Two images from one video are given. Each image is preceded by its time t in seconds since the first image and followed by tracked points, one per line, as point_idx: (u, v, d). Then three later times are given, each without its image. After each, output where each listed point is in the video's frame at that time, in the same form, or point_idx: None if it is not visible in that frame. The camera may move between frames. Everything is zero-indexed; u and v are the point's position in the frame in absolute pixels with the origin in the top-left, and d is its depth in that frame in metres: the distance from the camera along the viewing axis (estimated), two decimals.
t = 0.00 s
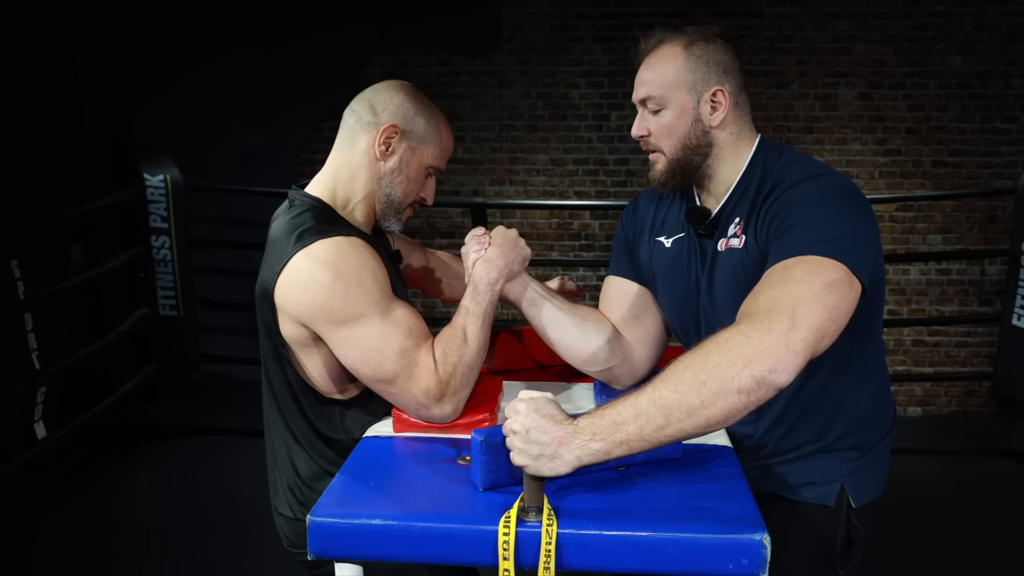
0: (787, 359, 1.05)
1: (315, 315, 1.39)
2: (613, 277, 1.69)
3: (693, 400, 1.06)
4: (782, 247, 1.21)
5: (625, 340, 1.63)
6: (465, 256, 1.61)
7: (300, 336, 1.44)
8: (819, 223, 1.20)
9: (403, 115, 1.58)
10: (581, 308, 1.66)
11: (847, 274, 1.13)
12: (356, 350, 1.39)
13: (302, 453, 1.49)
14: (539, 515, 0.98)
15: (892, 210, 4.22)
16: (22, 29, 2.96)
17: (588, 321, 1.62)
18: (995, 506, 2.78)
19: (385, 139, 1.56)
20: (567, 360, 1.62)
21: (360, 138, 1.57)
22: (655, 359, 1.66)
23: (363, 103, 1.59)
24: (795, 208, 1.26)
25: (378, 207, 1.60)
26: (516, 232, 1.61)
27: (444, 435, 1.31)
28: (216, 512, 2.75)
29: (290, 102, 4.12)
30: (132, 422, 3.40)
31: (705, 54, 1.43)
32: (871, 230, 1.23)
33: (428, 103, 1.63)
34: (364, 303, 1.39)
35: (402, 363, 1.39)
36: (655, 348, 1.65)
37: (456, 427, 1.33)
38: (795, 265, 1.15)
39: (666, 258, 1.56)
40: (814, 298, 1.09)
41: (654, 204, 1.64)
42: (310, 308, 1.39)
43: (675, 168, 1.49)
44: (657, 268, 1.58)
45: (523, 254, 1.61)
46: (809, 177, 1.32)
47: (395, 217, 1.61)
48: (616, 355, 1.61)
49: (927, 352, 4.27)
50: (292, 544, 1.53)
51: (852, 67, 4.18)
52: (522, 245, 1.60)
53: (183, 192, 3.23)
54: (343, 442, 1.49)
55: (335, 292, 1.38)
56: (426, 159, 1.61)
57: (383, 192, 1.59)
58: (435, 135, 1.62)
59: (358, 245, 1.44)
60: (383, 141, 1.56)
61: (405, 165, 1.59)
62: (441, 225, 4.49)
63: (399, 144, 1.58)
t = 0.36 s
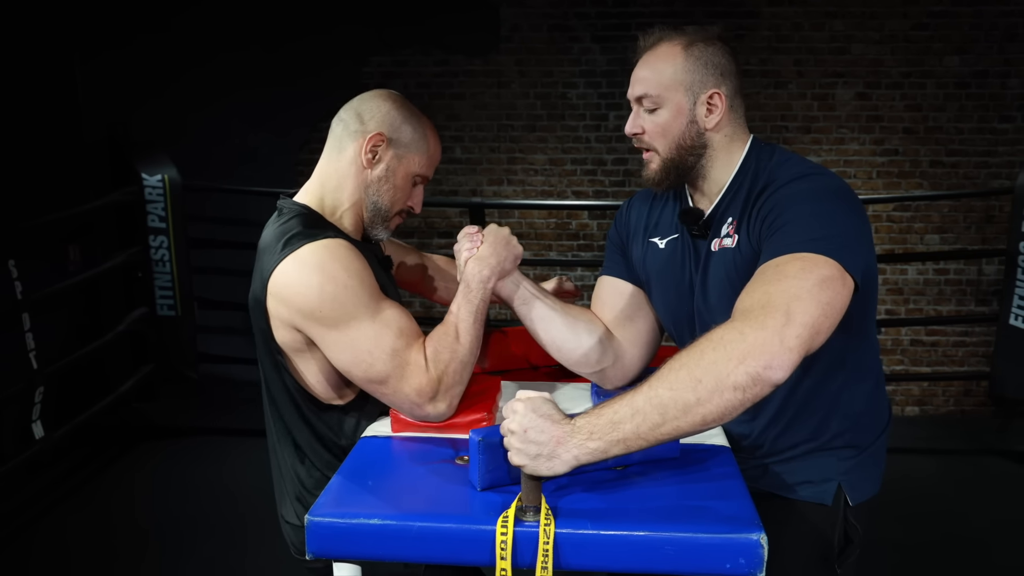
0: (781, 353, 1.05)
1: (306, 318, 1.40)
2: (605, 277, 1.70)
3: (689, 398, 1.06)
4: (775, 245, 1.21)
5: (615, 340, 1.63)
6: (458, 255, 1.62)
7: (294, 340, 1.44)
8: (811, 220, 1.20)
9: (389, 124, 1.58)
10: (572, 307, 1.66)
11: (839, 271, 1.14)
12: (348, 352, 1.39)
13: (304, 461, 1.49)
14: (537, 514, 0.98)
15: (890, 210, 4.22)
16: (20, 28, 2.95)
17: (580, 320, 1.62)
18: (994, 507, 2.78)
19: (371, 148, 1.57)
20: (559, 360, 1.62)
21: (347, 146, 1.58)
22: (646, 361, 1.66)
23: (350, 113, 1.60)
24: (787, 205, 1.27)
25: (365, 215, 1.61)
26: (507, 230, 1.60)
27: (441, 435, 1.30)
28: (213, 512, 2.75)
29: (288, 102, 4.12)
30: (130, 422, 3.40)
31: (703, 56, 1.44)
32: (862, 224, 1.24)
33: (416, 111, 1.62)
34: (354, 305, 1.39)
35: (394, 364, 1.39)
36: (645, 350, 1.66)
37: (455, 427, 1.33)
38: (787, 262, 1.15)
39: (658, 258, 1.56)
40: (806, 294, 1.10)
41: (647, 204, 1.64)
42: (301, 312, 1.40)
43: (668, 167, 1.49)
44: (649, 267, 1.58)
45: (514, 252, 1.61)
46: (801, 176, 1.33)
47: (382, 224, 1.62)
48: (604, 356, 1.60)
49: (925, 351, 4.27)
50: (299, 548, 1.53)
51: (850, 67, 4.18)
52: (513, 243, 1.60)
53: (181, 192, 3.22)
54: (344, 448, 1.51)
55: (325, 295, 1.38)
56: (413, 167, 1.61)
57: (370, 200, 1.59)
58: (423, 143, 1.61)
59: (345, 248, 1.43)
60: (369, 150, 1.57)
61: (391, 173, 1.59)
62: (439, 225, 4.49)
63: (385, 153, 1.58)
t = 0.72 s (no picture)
0: (768, 376, 1.08)
1: (294, 314, 1.40)
2: (597, 277, 1.70)
3: (678, 383, 1.10)
4: (769, 249, 1.22)
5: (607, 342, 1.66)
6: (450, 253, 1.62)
7: (285, 339, 1.44)
8: (808, 232, 1.21)
9: (371, 126, 1.59)
10: (563, 307, 1.69)
11: (834, 294, 1.17)
12: (337, 346, 1.39)
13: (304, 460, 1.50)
14: (535, 515, 0.97)
15: (888, 210, 4.22)
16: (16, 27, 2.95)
17: (572, 322, 1.66)
18: (992, 506, 2.78)
19: (355, 150, 1.57)
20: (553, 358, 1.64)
21: (332, 151, 1.59)
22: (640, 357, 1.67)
23: (334, 118, 1.61)
24: (779, 209, 1.27)
25: (353, 218, 1.61)
26: (497, 228, 1.62)
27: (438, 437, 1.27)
28: (211, 513, 2.74)
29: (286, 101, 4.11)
30: (127, 422, 3.39)
31: (688, 56, 1.43)
32: (855, 238, 1.25)
33: (398, 116, 1.64)
34: (341, 299, 1.39)
35: (384, 356, 1.38)
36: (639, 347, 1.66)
37: (453, 429, 1.29)
38: (787, 282, 1.17)
39: (648, 257, 1.56)
40: (803, 323, 1.12)
41: (638, 203, 1.65)
42: (289, 309, 1.40)
43: (653, 168, 1.49)
44: (640, 265, 1.58)
45: (504, 250, 1.62)
46: (786, 173, 1.33)
47: (371, 227, 1.62)
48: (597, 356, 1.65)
49: (923, 351, 4.27)
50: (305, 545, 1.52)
51: (848, 66, 4.18)
52: (503, 241, 1.62)
53: (179, 191, 3.21)
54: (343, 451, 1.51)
55: (311, 291, 1.39)
56: (397, 169, 1.62)
57: (356, 203, 1.60)
58: (406, 145, 1.62)
59: (331, 244, 1.44)
60: (354, 152, 1.57)
61: (376, 174, 1.60)
62: (437, 225, 4.49)
63: (368, 155, 1.59)
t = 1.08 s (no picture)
0: (710, 381, 1.13)
1: (286, 312, 1.42)
2: (592, 277, 1.69)
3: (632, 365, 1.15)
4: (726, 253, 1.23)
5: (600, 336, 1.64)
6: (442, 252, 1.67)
7: (277, 338, 1.46)
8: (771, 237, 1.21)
9: (364, 134, 1.62)
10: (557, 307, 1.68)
11: (784, 302, 1.18)
12: (327, 343, 1.41)
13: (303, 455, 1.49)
14: (533, 516, 0.97)
15: (887, 210, 4.22)
16: (12, 26, 2.94)
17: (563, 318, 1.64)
18: (992, 507, 2.77)
19: (349, 157, 1.60)
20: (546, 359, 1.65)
21: (326, 159, 1.62)
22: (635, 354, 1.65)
23: (329, 128, 1.65)
24: (760, 213, 1.25)
25: (348, 223, 1.63)
26: (487, 232, 1.62)
27: (436, 436, 1.27)
28: (209, 513, 2.74)
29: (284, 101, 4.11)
30: (125, 423, 3.38)
31: (677, 59, 1.42)
32: (838, 244, 1.25)
33: (390, 124, 1.67)
34: (331, 297, 1.42)
35: (373, 352, 1.41)
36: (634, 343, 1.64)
37: (451, 428, 1.29)
38: (739, 287, 1.18)
39: (640, 256, 1.56)
40: (751, 330, 1.15)
41: (629, 204, 1.64)
42: (280, 307, 1.42)
43: (644, 167, 1.48)
44: (631, 264, 1.58)
45: (495, 254, 1.61)
46: (770, 174, 1.31)
47: (365, 232, 1.64)
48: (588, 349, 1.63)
49: (922, 351, 4.27)
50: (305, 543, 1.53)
51: (847, 66, 4.18)
52: (493, 244, 1.61)
53: (177, 191, 3.20)
54: (338, 452, 1.50)
55: (302, 288, 1.41)
56: (390, 175, 1.64)
57: (350, 209, 1.62)
58: (398, 153, 1.66)
59: (321, 245, 1.47)
60: (347, 159, 1.60)
61: (370, 181, 1.62)
62: (436, 225, 4.48)
63: (362, 162, 1.61)
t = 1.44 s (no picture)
0: (764, 378, 1.10)
1: (291, 313, 1.44)
2: (587, 279, 1.70)
3: (699, 421, 1.08)
4: (738, 253, 1.20)
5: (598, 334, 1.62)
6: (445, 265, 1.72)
7: (282, 341, 1.49)
8: (775, 228, 1.19)
9: (370, 146, 1.66)
10: (556, 313, 1.69)
11: (808, 283, 1.16)
12: (331, 341, 1.41)
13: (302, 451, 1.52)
14: (539, 516, 0.97)
15: (885, 210, 4.22)
16: (9, 25, 2.92)
17: (562, 320, 1.63)
18: (990, 506, 2.78)
19: (355, 169, 1.64)
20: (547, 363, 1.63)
21: (333, 170, 1.66)
22: (635, 353, 1.63)
23: (336, 142, 1.69)
24: (755, 202, 1.24)
25: (353, 233, 1.67)
26: (485, 245, 1.73)
27: (440, 436, 1.27)
28: (208, 514, 2.73)
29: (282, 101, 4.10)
30: (123, 423, 3.38)
31: (658, 56, 1.42)
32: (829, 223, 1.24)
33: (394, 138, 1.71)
34: (334, 297, 1.44)
35: (375, 345, 1.41)
36: (634, 341, 1.63)
37: (455, 427, 1.29)
38: (764, 282, 1.15)
39: (631, 255, 1.55)
40: (786, 317, 1.14)
41: (620, 207, 1.65)
42: (286, 309, 1.45)
43: (626, 162, 1.48)
44: (624, 263, 1.58)
45: (491, 263, 1.72)
46: (754, 164, 1.30)
47: (370, 241, 1.68)
48: (588, 349, 1.59)
49: (920, 351, 4.28)
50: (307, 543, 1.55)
51: (845, 66, 4.19)
52: (490, 254, 1.72)
53: (175, 191, 3.19)
54: (336, 453, 1.53)
55: (307, 289, 1.43)
56: (395, 187, 1.68)
57: (357, 218, 1.65)
58: (403, 165, 1.70)
59: (325, 250, 1.50)
60: (354, 171, 1.64)
61: (376, 191, 1.66)
62: (434, 225, 4.48)
63: (368, 173, 1.65)
